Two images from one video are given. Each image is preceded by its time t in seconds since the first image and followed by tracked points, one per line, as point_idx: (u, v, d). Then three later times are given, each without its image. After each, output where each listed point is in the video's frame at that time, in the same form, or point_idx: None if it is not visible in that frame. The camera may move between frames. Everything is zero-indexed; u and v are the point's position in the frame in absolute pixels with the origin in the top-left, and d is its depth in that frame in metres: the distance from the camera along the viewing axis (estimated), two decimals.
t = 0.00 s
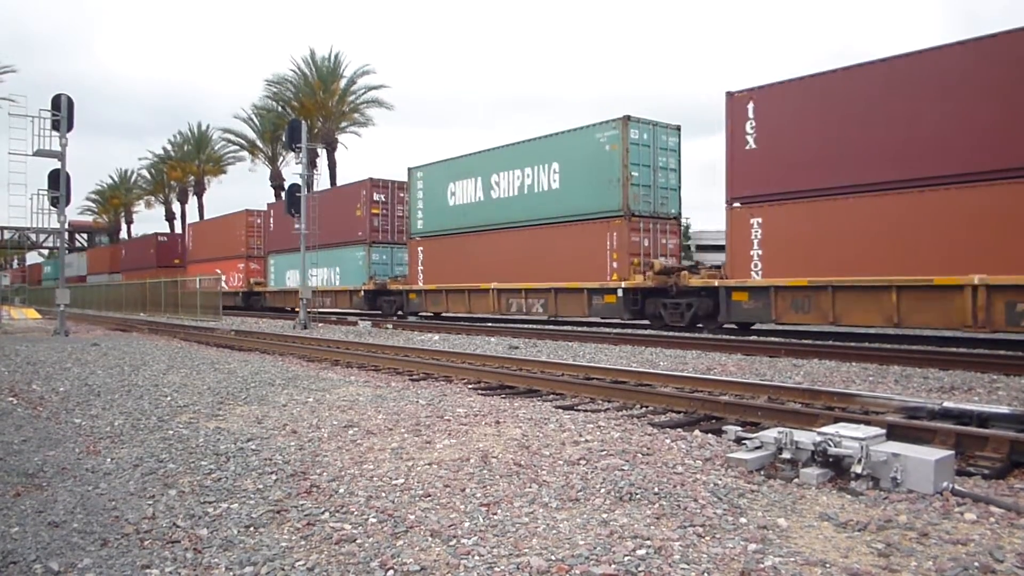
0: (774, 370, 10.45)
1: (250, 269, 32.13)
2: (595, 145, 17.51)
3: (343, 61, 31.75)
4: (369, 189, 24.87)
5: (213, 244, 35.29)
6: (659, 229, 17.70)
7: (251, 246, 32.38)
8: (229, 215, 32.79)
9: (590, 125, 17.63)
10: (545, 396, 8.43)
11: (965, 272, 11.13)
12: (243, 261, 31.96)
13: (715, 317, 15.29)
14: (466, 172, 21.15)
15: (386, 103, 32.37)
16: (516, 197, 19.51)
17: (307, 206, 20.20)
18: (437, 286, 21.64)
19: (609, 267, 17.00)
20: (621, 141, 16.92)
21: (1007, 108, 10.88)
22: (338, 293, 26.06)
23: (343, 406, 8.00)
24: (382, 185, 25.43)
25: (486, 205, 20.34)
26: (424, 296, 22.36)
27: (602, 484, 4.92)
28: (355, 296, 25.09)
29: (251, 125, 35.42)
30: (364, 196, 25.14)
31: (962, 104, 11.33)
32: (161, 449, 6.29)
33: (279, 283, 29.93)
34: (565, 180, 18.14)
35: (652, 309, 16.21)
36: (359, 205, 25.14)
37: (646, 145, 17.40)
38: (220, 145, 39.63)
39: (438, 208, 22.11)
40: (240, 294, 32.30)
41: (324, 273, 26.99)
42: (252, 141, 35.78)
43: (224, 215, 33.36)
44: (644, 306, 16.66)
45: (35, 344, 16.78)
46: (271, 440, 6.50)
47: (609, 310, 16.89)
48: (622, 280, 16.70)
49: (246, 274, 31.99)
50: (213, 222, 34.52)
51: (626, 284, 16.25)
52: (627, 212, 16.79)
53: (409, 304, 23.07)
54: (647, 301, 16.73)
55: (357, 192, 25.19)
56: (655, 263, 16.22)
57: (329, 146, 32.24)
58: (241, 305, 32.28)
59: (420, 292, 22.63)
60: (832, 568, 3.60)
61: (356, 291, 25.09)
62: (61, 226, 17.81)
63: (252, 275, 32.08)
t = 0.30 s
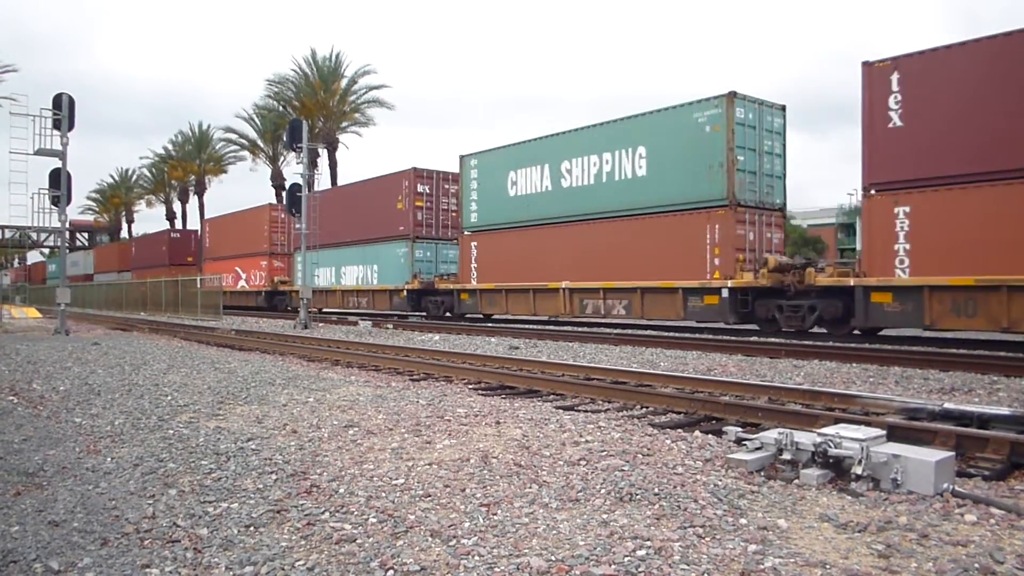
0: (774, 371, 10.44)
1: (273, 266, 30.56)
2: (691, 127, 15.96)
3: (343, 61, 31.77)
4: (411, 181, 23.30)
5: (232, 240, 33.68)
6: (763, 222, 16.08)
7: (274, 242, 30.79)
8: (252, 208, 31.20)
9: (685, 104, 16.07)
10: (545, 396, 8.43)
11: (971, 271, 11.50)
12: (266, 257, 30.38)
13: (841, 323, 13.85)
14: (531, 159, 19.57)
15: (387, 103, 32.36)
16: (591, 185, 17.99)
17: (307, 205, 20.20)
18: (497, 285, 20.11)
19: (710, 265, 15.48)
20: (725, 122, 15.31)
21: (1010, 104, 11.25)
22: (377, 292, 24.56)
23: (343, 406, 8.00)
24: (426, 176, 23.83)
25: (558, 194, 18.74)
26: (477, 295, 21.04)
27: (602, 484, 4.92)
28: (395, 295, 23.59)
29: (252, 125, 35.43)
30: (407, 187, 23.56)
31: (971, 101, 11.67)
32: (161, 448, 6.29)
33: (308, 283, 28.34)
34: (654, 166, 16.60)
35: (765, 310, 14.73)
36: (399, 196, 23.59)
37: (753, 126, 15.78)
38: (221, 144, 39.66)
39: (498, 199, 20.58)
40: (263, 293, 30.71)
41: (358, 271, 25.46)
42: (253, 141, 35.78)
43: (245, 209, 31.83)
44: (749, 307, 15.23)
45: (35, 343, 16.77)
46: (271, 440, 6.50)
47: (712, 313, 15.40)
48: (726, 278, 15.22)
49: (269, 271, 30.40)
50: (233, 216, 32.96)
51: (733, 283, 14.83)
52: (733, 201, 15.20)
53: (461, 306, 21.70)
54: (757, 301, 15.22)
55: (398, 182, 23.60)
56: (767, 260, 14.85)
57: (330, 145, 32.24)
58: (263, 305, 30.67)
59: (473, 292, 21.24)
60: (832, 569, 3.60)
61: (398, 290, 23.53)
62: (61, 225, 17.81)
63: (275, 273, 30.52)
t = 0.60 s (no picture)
0: (774, 371, 10.44)
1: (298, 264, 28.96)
2: (814, 102, 13.78)
3: (343, 61, 31.72)
4: (462, 170, 21.35)
5: (251, 239, 32.14)
6: (898, 212, 13.62)
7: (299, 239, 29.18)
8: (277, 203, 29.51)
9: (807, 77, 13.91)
10: (545, 396, 8.45)
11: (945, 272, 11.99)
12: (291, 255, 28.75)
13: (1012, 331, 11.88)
14: (607, 144, 17.29)
15: (387, 103, 32.33)
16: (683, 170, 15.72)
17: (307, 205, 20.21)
18: (569, 284, 17.80)
19: (839, 262, 13.18)
20: (861, 97, 13.11)
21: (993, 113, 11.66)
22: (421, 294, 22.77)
23: (343, 406, 8.01)
24: (477, 165, 21.84)
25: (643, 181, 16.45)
26: (542, 295, 18.98)
27: (602, 485, 4.92)
28: (442, 296, 21.72)
29: (252, 125, 35.43)
30: (455, 178, 21.61)
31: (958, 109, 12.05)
32: (161, 448, 6.29)
33: (339, 282, 26.51)
34: (766, 147, 14.41)
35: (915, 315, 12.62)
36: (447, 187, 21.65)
37: (890, 103, 13.52)
38: (221, 145, 39.66)
39: (565, 190, 18.25)
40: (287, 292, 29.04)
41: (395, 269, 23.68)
42: (253, 141, 35.77)
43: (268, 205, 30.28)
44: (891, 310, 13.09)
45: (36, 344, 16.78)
46: (271, 440, 6.50)
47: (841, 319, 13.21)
48: (862, 277, 12.88)
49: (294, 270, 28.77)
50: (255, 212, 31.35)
51: (871, 282, 12.65)
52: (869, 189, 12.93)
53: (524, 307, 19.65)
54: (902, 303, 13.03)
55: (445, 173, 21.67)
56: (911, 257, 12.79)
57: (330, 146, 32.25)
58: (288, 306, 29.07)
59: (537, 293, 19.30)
60: (832, 569, 3.60)
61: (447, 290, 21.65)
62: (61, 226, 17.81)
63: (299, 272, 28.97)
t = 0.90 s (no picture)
0: (774, 371, 10.44)
1: (329, 263, 27.28)
2: (975, 71, 11.69)
3: (343, 61, 31.73)
4: (524, 157, 19.66)
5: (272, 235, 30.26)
6: None
7: (329, 236, 27.50)
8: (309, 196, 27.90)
9: (963, 41, 11.86)
10: (545, 397, 8.44)
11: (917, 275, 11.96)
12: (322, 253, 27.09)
13: None
14: (704, 124, 15.10)
15: (387, 103, 32.34)
16: (803, 151, 13.53)
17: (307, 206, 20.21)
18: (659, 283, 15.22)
19: (1011, 256, 10.95)
20: None
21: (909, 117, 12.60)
22: (478, 294, 20.46)
23: (344, 406, 8.01)
24: (539, 152, 20.17)
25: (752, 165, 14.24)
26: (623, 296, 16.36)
27: (602, 484, 4.92)
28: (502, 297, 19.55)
29: (252, 125, 35.43)
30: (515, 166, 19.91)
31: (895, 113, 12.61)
32: (162, 449, 6.29)
33: (379, 282, 24.56)
34: (913, 124, 12.24)
35: None
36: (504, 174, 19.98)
37: None
38: (221, 146, 39.67)
39: (649, 177, 15.95)
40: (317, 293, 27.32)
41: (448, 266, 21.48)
42: (253, 141, 35.77)
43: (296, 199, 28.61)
44: None
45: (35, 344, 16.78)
46: (272, 441, 6.50)
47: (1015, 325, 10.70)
48: None
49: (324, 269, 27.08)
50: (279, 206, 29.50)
51: None
52: None
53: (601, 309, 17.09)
54: None
55: (504, 160, 20.00)
56: None
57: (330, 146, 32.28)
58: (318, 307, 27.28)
59: (618, 293, 16.52)
60: (833, 568, 3.60)
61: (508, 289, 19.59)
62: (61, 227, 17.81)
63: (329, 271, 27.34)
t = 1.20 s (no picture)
0: (774, 370, 10.44)
1: (365, 261, 25.47)
2: None
3: (343, 61, 31.71)
4: (599, 140, 17.66)
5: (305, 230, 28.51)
6: None
7: (364, 231, 25.75)
8: (342, 186, 26.23)
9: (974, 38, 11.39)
10: (545, 396, 8.43)
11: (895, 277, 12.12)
12: (358, 249, 25.32)
13: None
14: (831, 100, 13.06)
15: (387, 103, 32.33)
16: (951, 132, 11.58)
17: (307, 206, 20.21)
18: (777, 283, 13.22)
19: None
20: None
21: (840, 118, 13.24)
22: (545, 294, 18.52)
23: (344, 406, 8.00)
24: (615, 135, 18.13)
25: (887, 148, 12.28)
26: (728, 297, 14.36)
27: (603, 484, 4.92)
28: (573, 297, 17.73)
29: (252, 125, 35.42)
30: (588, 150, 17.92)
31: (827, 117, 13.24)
32: (162, 449, 6.30)
33: (424, 280, 22.63)
34: None
35: None
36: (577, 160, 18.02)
37: None
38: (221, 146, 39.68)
39: (759, 160, 13.91)
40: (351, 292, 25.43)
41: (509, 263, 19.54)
42: (254, 141, 35.77)
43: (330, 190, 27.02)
44: None
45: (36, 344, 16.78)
46: (272, 440, 6.50)
47: None
48: None
49: (360, 266, 25.30)
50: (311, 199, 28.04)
51: None
52: None
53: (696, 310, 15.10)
54: None
55: (579, 144, 18.00)
56: None
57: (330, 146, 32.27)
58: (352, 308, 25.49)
59: (721, 293, 14.43)
60: (833, 568, 3.60)
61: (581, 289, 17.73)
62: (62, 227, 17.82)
63: (365, 269, 25.54)
